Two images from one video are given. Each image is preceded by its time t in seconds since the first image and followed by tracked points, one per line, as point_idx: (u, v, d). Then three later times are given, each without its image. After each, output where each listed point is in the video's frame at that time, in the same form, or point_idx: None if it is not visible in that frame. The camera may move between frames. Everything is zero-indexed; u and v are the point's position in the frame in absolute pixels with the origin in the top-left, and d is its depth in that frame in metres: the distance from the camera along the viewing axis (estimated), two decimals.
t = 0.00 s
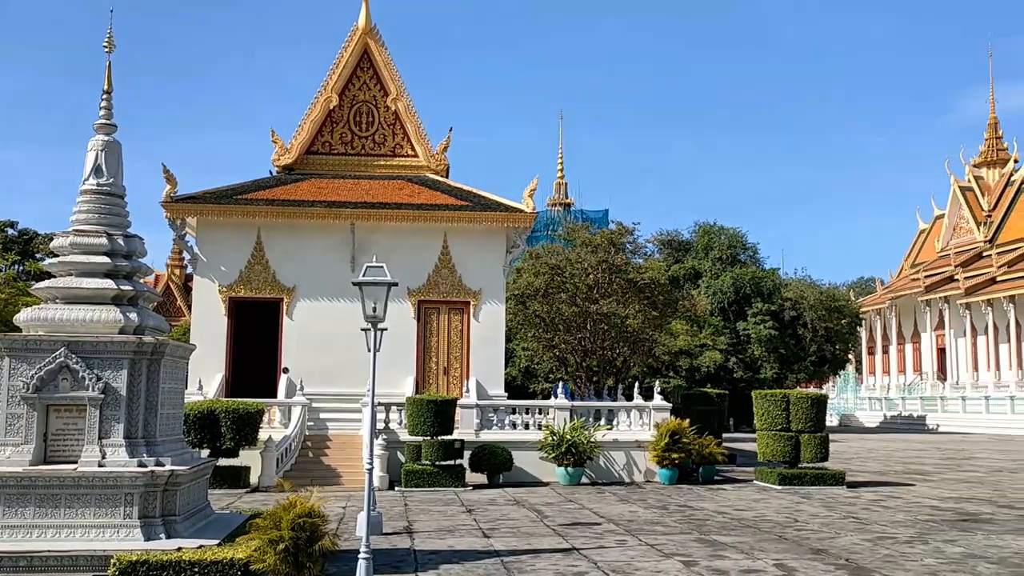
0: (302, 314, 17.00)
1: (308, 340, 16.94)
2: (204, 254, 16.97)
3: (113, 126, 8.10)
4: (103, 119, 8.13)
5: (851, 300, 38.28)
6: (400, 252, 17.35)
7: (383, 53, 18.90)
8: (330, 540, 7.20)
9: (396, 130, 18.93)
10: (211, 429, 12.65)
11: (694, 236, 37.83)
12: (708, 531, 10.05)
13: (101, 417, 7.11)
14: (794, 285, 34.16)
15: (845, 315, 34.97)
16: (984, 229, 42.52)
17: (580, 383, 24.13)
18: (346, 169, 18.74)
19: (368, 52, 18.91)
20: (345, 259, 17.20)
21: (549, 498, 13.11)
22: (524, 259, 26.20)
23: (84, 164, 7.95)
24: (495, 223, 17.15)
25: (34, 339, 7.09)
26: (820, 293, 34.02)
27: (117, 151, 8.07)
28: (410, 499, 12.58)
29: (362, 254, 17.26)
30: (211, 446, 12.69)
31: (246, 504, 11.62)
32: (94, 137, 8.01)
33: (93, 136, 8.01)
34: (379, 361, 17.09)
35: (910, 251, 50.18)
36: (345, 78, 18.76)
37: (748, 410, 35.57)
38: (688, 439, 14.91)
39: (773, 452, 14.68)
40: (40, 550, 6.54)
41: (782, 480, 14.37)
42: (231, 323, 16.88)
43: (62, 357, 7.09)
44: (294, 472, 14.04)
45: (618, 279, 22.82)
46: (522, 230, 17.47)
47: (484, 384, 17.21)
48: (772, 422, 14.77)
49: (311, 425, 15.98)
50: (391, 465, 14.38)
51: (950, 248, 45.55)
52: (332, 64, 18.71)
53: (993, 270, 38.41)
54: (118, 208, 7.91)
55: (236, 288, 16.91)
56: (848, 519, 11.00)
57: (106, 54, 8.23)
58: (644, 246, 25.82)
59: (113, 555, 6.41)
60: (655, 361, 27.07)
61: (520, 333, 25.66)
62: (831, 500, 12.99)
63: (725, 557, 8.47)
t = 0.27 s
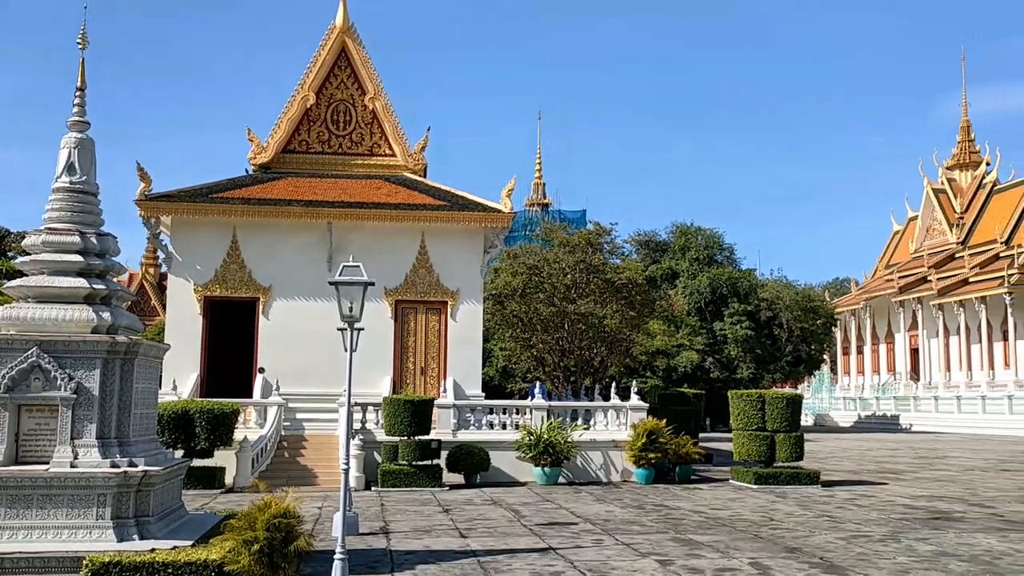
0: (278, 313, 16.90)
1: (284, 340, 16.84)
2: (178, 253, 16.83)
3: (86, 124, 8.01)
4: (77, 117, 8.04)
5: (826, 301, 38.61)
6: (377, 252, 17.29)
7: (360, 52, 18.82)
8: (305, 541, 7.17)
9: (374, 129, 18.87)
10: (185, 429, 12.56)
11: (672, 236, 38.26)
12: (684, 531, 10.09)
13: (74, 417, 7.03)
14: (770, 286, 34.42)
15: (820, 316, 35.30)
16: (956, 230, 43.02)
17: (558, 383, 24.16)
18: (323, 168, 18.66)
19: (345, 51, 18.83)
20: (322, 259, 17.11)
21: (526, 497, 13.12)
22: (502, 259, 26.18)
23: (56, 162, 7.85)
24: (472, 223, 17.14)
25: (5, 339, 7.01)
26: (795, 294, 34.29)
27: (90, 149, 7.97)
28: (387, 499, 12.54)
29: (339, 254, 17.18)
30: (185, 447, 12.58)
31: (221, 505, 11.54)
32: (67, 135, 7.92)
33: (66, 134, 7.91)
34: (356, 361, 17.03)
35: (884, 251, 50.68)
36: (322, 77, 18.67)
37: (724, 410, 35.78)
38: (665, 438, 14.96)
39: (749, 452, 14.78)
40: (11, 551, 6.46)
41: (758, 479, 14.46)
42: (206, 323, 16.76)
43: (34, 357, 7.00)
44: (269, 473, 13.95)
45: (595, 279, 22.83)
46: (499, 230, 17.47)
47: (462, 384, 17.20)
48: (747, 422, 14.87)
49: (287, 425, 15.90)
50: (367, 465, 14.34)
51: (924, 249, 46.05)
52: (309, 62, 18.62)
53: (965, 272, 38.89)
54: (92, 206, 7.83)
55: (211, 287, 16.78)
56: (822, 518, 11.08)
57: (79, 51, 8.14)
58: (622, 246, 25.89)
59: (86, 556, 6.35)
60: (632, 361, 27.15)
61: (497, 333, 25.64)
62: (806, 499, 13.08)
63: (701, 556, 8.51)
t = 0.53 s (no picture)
0: (252, 313, 16.79)
1: (258, 340, 16.73)
2: (151, 252, 16.67)
3: (57, 120, 7.91)
4: (47, 113, 7.94)
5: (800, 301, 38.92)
6: (352, 251, 17.21)
7: (336, 50, 18.74)
8: (278, 542, 7.13)
9: (349, 128, 18.80)
10: (158, 430, 12.44)
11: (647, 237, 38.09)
12: (659, 530, 10.13)
13: (43, 418, 6.94)
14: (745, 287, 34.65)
15: (794, 317, 35.58)
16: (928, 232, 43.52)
17: (534, 383, 24.16)
18: (298, 167, 18.56)
19: (321, 50, 18.73)
20: (297, 258, 17.01)
21: (502, 497, 13.12)
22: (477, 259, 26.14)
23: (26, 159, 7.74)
24: (449, 223, 17.12)
25: None
26: (769, 294, 34.54)
27: (61, 146, 7.88)
28: (362, 500, 12.50)
29: (314, 253, 17.09)
30: (158, 448, 12.47)
31: (194, 506, 11.44)
32: (37, 131, 7.81)
33: (36, 131, 7.81)
34: (331, 361, 16.95)
35: (856, 253, 51.17)
36: (297, 75, 18.56)
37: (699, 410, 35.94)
38: (640, 439, 14.99)
39: (723, 451, 14.88)
40: None
41: (732, 478, 14.54)
42: (180, 323, 16.62)
43: (4, 357, 6.91)
44: (243, 474, 13.86)
45: (571, 279, 22.90)
46: (476, 230, 17.46)
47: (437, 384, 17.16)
48: (722, 422, 14.96)
49: (261, 426, 15.80)
50: (342, 465, 14.28)
51: (896, 251, 46.56)
52: (284, 60, 18.50)
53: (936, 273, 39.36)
54: (62, 204, 7.73)
55: (184, 287, 16.63)
56: (795, 517, 11.17)
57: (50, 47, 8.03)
58: (598, 246, 25.94)
59: (55, 558, 6.27)
60: (608, 362, 27.20)
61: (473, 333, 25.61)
62: (779, 498, 13.18)
63: (675, 555, 8.55)
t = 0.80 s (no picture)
0: (224, 312, 16.65)
1: (230, 339, 16.60)
2: (121, 251, 16.50)
3: (25, 117, 7.81)
4: (15, 110, 7.83)
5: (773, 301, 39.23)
6: (326, 250, 17.13)
7: (310, 48, 18.62)
8: (249, 542, 7.08)
9: (323, 126, 18.72)
10: (127, 430, 12.30)
11: (621, 237, 38.15)
12: (631, 529, 10.17)
13: (11, 418, 6.86)
14: (718, 287, 34.86)
15: (767, 317, 35.84)
16: (898, 233, 44.02)
17: (508, 383, 24.17)
18: (272, 165, 18.44)
19: (295, 47, 18.61)
20: (269, 257, 16.90)
21: (475, 497, 13.12)
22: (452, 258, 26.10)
23: None
24: (423, 222, 17.08)
25: None
26: (742, 295, 34.79)
27: (29, 143, 7.77)
28: (334, 500, 12.46)
29: (287, 252, 16.99)
30: (127, 448, 12.33)
31: (165, 507, 11.34)
32: (5, 128, 7.71)
33: (4, 128, 7.71)
34: (304, 360, 16.85)
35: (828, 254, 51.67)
36: (270, 73, 18.43)
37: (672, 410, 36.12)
38: (613, 438, 15.01)
39: (696, 451, 14.97)
40: None
41: (704, 477, 14.63)
42: (150, 322, 16.46)
43: None
44: (214, 474, 13.76)
45: (545, 279, 22.94)
46: (450, 229, 17.44)
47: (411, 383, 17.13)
48: (694, 421, 15.07)
49: (232, 426, 15.69)
50: (315, 466, 14.21)
51: (867, 252, 47.06)
52: (257, 58, 18.37)
53: (906, 275, 39.85)
54: (30, 202, 7.63)
55: (155, 285, 16.47)
56: (766, 516, 11.26)
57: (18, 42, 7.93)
58: (572, 246, 25.98)
59: (21, 559, 6.19)
60: (582, 362, 27.26)
61: (447, 333, 25.58)
62: (751, 497, 13.28)
63: (647, 554, 8.59)
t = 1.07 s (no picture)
0: (194, 311, 16.49)
1: (200, 338, 16.44)
2: (90, 249, 16.29)
3: None
4: None
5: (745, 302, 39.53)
6: (298, 248, 17.01)
7: (282, 45, 18.48)
8: (219, 543, 7.02)
9: (296, 124, 18.60)
10: (96, 431, 12.13)
11: (595, 237, 38.33)
12: (604, 528, 10.19)
13: None
14: (691, 287, 35.07)
15: (739, 317, 36.10)
16: (867, 235, 44.51)
17: (481, 382, 24.14)
18: (244, 163, 18.30)
19: (267, 44, 18.46)
20: (241, 255, 16.75)
21: (448, 497, 13.08)
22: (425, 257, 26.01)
23: None
24: (396, 221, 17.02)
25: None
26: (715, 295, 35.01)
27: None
28: (306, 500, 12.37)
29: (259, 250, 16.85)
30: (95, 448, 12.16)
31: (133, 507, 11.21)
32: None
33: None
34: (275, 360, 16.73)
35: (799, 255, 52.13)
36: (242, 70, 18.27)
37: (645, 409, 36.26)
38: (586, 438, 15.04)
39: (668, 450, 15.04)
40: None
41: (676, 477, 14.68)
42: (119, 321, 16.28)
43: None
44: (184, 475, 13.63)
45: (519, 279, 22.95)
46: (424, 228, 17.39)
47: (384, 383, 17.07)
48: (667, 421, 15.13)
49: (202, 426, 15.55)
50: (286, 466, 14.11)
51: (837, 253, 47.55)
52: (229, 55, 18.20)
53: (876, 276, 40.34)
54: None
55: (124, 284, 16.29)
56: (738, 514, 11.33)
57: None
58: (546, 246, 26.00)
59: None
60: (555, 361, 27.28)
61: (420, 333, 25.49)
62: (722, 496, 13.35)
63: (619, 553, 8.60)
